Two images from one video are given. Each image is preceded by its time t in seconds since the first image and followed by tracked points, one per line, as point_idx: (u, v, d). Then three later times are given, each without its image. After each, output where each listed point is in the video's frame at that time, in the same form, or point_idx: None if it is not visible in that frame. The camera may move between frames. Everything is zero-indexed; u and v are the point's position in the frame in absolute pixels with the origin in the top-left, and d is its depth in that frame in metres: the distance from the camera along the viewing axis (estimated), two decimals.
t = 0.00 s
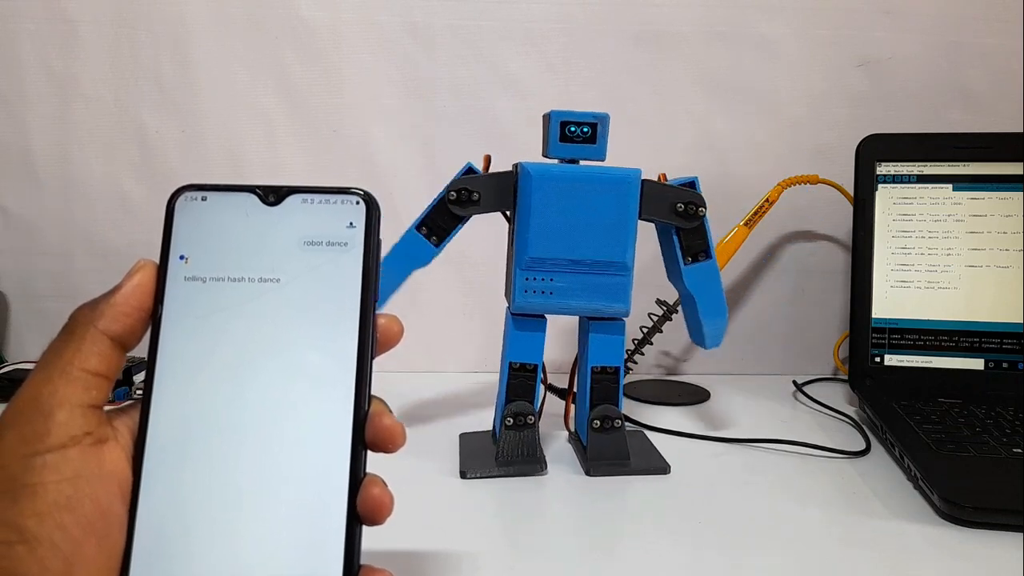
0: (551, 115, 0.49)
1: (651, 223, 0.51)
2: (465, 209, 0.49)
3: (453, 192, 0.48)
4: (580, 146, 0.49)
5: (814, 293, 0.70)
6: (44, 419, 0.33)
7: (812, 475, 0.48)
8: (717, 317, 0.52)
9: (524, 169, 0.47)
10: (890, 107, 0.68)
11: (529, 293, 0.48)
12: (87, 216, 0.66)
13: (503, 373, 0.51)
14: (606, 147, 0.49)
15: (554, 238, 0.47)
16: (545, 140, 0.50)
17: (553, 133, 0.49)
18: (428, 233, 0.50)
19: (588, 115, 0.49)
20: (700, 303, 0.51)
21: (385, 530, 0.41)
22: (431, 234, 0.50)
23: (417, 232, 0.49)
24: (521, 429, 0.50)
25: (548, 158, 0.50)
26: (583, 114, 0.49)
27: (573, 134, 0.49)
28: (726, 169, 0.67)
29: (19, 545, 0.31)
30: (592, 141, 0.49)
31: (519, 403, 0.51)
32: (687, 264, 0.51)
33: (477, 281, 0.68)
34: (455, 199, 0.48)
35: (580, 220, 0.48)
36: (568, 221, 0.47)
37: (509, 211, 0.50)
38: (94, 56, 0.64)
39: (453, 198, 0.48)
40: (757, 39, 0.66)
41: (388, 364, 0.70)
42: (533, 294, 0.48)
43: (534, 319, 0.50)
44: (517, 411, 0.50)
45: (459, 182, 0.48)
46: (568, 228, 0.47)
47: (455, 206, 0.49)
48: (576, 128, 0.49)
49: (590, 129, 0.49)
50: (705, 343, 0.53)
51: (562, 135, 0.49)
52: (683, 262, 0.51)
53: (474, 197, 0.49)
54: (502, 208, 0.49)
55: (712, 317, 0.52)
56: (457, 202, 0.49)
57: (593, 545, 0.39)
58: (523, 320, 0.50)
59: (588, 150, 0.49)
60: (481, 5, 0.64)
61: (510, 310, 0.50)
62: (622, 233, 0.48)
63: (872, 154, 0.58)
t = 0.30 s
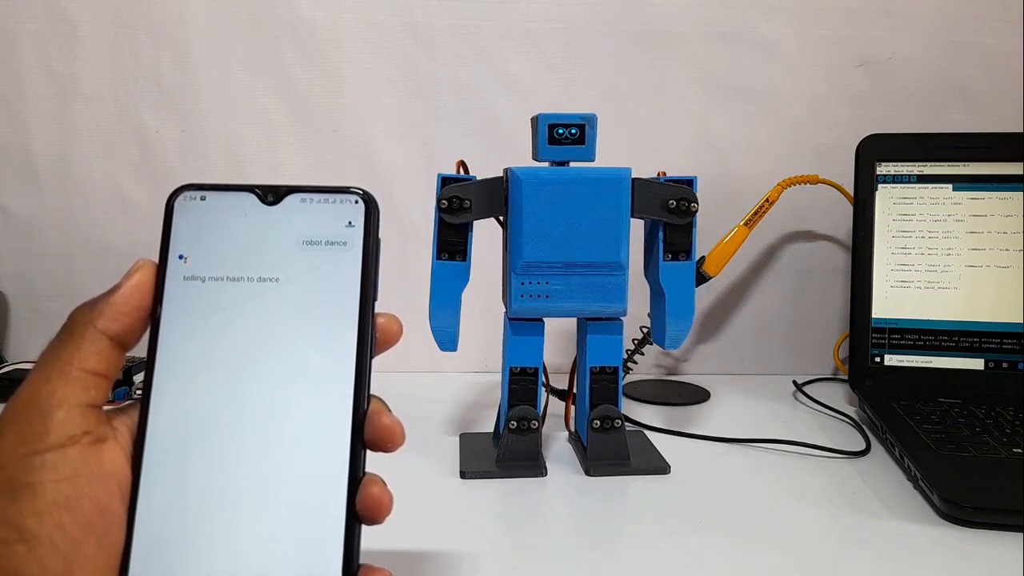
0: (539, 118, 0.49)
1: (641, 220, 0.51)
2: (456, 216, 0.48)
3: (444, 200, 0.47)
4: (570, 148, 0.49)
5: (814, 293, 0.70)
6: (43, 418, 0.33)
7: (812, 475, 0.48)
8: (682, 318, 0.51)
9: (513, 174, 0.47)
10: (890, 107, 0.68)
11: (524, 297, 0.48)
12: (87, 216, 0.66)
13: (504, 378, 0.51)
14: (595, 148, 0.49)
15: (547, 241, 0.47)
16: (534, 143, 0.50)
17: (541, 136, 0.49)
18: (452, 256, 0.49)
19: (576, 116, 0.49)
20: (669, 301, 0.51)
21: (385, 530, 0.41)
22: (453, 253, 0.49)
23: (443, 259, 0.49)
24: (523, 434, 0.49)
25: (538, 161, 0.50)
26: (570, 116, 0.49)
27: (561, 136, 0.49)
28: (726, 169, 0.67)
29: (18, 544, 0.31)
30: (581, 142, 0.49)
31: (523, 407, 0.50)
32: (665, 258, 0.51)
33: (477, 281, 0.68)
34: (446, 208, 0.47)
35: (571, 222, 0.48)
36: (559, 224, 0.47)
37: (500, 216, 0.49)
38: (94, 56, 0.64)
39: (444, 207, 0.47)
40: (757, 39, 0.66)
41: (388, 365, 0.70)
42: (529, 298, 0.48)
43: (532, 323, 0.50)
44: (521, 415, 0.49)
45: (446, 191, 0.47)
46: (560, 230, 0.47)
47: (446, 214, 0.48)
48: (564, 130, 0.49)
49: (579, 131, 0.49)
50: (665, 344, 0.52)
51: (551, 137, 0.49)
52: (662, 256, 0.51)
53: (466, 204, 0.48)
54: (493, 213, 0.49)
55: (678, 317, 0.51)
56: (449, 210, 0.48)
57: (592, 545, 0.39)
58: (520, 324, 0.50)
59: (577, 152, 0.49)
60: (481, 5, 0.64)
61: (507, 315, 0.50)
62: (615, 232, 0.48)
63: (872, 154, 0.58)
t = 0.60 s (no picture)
0: (538, 118, 0.49)
1: (640, 220, 0.51)
2: (455, 216, 0.48)
3: (443, 201, 0.47)
4: (568, 148, 0.49)
5: (814, 293, 0.70)
6: (43, 418, 0.33)
7: (812, 475, 0.48)
8: (681, 318, 0.51)
9: (512, 174, 0.47)
10: (890, 107, 0.68)
11: (524, 297, 0.48)
12: (87, 216, 0.66)
13: (504, 378, 0.51)
14: (594, 149, 0.49)
15: (547, 241, 0.47)
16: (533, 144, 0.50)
17: (540, 136, 0.49)
18: (452, 256, 0.49)
19: (575, 117, 0.49)
20: (666, 301, 0.51)
21: (385, 530, 0.40)
22: (455, 252, 0.49)
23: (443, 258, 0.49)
24: (523, 433, 0.49)
25: (537, 161, 0.50)
26: (569, 117, 0.49)
27: (560, 136, 0.49)
28: (726, 169, 0.67)
29: (16, 542, 0.31)
30: (579, 143, 0.49)
31: (523, 407, 0.50)
32: (665, 258, 0.51)
33: (477, 281, 0.68)
34: (445, 208, 0.47)
35: (571, 223, 0.48)
36: (559, 224, 0.47)
37: (500, 216, 0.49)
38: (94, 56, 0.64)
39: (443, 207, 0.47)
40: (757, 39, 0.66)
41: (388, 365, 0.70)
42: (528, 298, 0.48)
43: (532, 323, 0.50)
44: (520, 415, 0.49)
45: (446, 192, 0.47)
46: (559, 231, 0.47)
47: (446, 214, 0.47)
48: (563, 131, 0.49)
49: (577, 131, 0.49)
50: (663, 344, 0.52)
51: (550, 137, 0.49)
52: (661, 256, 0.51)
53: (465, 204, 0.48)
54: (493, 213, 0.49)
55: (678, 316, 0.51)
56: (448, 211, 0.48)
57: (592, 545, 0.39)
58: (519, 324, 0.50)
59: (576, 152, 0.49)
60: (481, 5, 0.64)
61: (506, 315, 0.50)
62: (614, 233, 0.48)
63: (872, 155, 0.58)
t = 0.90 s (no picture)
0: (538, 118, 0.49)
1: (640, 220, 0.51)
2: (455, 216, 0.48)
3: (443, 201, 0.47)
4: (568, 148, 0.49)
5: (814, 293, 0.70)
6: (45, 416, 0.33)
7: (812, 475, 0.48)
8: (681, 317, 0.51)
9: (513, 174, 0.47)
10: (890, 107, 0.68)
11: (524, 298, 0.48)
12: (87, 216, 0.66)
13: (504, 378, 0.51)
14: (594, 149, 0.49)
15: (547, 242, 0.47)
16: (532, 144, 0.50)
17: (540, 136, 0.49)
18: (452, 256, 0.49)
19: (575, 116, 0.49)
20: (666, 301, 0.51)
21: (385, 530, 0.40)
22: (454, 252, 0.49)
23: (443, 257, 0.49)
24: (523, 433, 0.49)
25: (537, 161, 0.50)
26: (569, 117, 0.49)
27: (560, 136, 0.49)
28: (726, 168, 0.67)
29: (18, 540, 0.31)
30: (579, 143, 0.49)
31: (523, 406, 0.50)
32: (665, 258, 0.51)
33: (477, 280, 0.68)
34: (444, 208, 0.47)
35: (571, 223, 0.48)
36: (560, 224, 0.47)
37: (500, 216, 0.49)
38: (94, 56, 0.64)
39: (443, 207, 0.47)
40: (757, 39, 0.66)
41: (388, 364, 0.70)
42: (528, 298, 0.48)
43: (532, 323, 0.50)
44: (520, 415, 0.49)
45: (446, 192, 0.47)
46: (560, 231, 0.47)
47: (446, 214, 0.48)
48: (563, 131, 0.49)
49: (577, 131, 0.49)
50: (662, 344, 0.52)
51: (549, 137, 0.49)
52: (662, 257, 0.51)
53: (465, 205, 0.48)
54: (493, 213, 0.49)
55: (678, 316, 0.51)
56: (448, 211, 0.48)
57: (591, 545, 0.39)
58: (519, 324, 0.50)
59: (575, 151, 0.49)
60: (481, 5, 0.64)
61: (506, 315, 0.50)
62: (615, 233, 0.48)
63: (872, 154, 0.58)
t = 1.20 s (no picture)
0: (538, 118, 0.49)
1: (640, 220, 0.51)
2: (455, 217, 0.48)
3: (443, 201, 0.47)
4: (568, 149, 0.49)
5: (814, 294, 0.70)
6: (41, 401, 0.33)
7: (812, 475, 0.48)
8: (680, 318, 0.51)
9: (512, 174, 0.47)
10: (890, 107, 0.68)
11: (524, 298, 0.48)
12: (87, 216, 0.66)
13: (504, 378, 0.51)
14: (594, 149, 0.49)
15: (547, 242, 0.47)
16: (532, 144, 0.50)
17: (540, 136, 0.49)
18: (452, 256, 0.49)
19: (575, 117, 0.49)
20: (666, 301, 0.51)
21: (386, 530, 0.40)
22: (454, 252, 0.49)
23: (442, 257, 0.49)
24: (524, 433, 0.49)
25: (537, 161, 0.50)
26: (569, 117, 0.49)
27: (560, 137, 0.49)
28: (726, 169, 0.67)
29: (10, 518, 0.31)
30: (579, 143, 0.49)
31: (523, 407, 0.50)
32: (665, 258, 0.51)
33: (477, 280, 0.68)
34: (444, 208, 0.47)
35: (571, 222, 0.48)
36: (559, 224, 0.47)
37: (500, 216, 0.49)
38: (94, 56, 0.64)
39: (443, 207, 0.47)
40: (757, 39, 0.66)
41: (388, 365, 0.70)
42: (528, 298, 0.48)
43: (532, 323, 0.50)
44: (520, 416, 0.49)
45: (445, 191, 0.47)
46: (560, 230, 0.47)
47: (445, 214, 0.47)
48: (563, 131, 0.49)
49: (577, 131, 0.49)
50: (663, 344, 0.52)
51: (550, 137, 0.49)
52: (661, 257, 0.51)
53: (465, 205, 0.48)
54: (493, 213, 0.49)
55: (677, 317, 0.51)
56: (448, 211, 0.48)
57: (590, 545, 0.39)
58: (519, 324, 0.50)
59: (575, 152, 0.49)
60: (481, 5, 0.64)
61: (506, 315, 0.50)
62: (614, 233, 0.48)
63: (872, 155, 0.58)
